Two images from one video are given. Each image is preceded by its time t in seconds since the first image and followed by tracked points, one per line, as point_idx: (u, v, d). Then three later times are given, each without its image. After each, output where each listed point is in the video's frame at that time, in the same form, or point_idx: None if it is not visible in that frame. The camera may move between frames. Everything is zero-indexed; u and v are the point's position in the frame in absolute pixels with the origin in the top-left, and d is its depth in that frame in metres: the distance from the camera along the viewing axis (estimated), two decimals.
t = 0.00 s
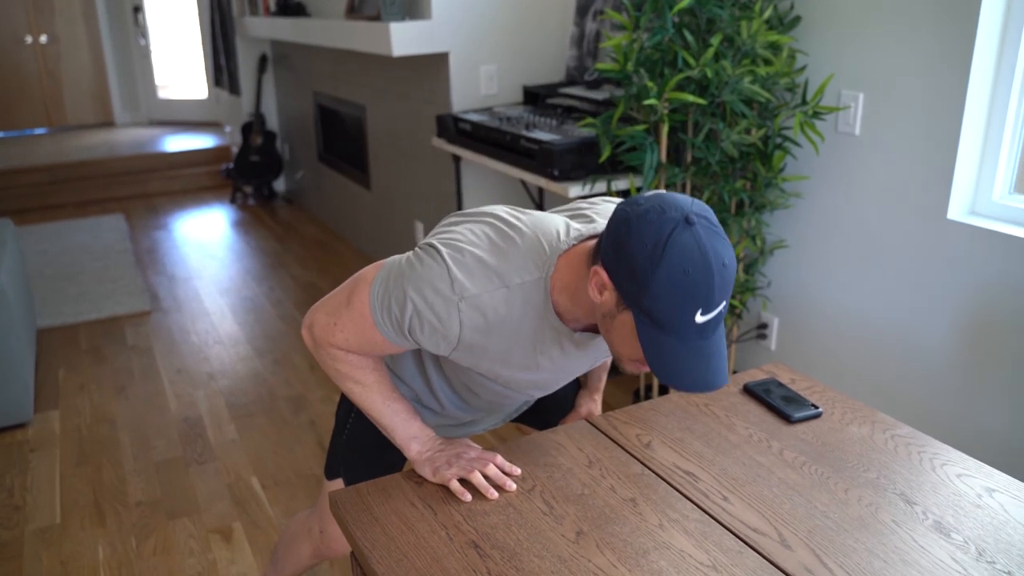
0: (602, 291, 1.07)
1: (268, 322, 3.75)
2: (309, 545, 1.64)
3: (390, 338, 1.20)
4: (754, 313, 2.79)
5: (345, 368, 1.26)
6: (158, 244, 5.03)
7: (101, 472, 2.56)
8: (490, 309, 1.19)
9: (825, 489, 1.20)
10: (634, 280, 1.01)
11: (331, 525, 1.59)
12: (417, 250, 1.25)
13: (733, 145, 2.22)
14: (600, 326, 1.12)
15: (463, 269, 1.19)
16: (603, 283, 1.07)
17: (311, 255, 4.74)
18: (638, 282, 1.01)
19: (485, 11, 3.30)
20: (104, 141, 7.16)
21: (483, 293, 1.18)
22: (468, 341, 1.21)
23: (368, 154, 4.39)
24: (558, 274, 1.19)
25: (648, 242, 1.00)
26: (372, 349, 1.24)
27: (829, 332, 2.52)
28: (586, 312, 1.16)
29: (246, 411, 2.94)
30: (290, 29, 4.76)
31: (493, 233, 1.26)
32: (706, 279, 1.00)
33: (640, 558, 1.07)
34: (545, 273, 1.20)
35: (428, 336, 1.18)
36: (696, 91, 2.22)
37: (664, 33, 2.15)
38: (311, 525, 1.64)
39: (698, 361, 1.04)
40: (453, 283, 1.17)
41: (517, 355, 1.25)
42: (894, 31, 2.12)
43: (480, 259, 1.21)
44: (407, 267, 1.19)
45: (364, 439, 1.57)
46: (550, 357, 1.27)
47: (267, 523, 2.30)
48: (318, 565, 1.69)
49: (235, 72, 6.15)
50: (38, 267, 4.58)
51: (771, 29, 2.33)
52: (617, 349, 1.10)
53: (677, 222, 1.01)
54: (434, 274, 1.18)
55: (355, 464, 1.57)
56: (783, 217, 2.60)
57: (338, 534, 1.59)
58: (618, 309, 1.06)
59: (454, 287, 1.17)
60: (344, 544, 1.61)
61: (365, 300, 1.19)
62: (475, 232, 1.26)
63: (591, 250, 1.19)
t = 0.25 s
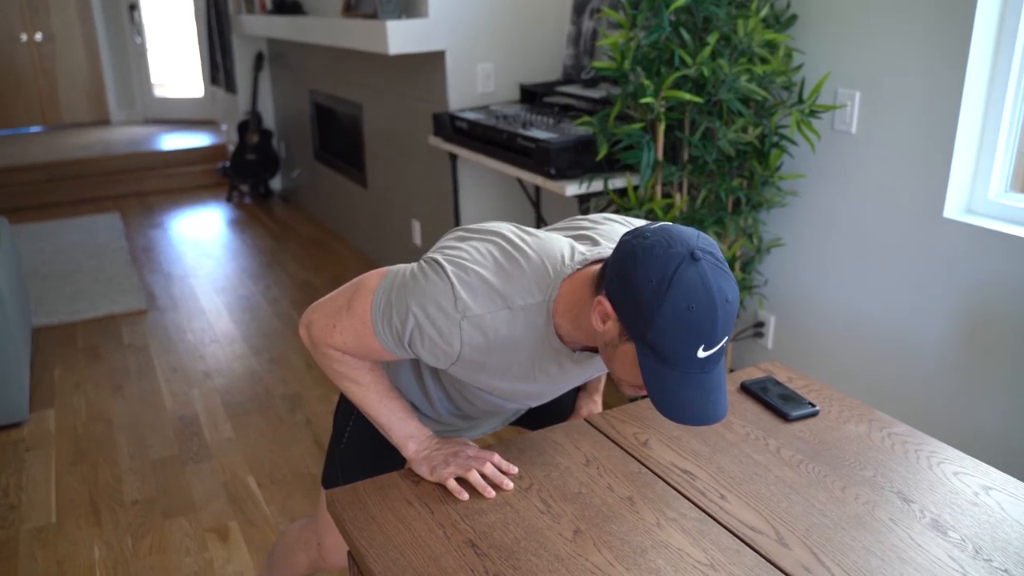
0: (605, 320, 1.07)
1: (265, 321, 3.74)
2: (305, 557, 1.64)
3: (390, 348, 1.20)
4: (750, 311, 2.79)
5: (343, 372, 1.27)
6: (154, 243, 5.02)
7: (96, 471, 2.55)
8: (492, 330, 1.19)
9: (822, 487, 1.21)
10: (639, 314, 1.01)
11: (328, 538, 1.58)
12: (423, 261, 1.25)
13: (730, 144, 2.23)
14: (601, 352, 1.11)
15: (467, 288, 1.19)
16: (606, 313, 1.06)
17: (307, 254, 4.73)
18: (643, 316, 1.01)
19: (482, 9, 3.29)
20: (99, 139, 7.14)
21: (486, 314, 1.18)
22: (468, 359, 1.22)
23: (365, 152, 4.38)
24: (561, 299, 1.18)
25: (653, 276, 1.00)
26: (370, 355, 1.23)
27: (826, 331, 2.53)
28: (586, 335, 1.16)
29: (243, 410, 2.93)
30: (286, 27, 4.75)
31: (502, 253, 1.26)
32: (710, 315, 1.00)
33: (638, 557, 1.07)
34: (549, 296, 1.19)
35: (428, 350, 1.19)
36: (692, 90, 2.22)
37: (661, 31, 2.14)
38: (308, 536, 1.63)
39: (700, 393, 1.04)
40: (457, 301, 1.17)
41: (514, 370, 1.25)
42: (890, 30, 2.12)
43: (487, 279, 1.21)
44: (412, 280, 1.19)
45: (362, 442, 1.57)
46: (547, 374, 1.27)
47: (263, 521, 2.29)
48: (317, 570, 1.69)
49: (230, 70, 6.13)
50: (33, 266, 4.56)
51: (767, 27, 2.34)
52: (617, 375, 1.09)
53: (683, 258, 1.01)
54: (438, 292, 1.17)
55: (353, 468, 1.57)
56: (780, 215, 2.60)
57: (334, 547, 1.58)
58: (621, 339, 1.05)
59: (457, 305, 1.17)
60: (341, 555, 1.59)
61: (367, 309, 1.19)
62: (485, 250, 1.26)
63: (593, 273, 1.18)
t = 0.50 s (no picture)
0: (603, 300, 1.06)
1: (262, 320, 3.73)
2: (302, 556, 1.63)
3: (387, 342, 1.20)
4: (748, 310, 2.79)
5: (341, 370, 1.26)
6: (151, 242, 5.01)
7: (93, 471, 2.55)
8: (488, 316, 1.18)
9: (821, 486, 1.20)
10: (636, 291, 1.01)
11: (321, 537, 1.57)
12: (416, 254, 1.24)
13: (727, 142, 2.22)
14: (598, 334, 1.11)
15: (461, 276, 1.18)
16: (604, 292, 1.06)
17: (304, 253, 4.73)
18: (640, 293, 1.00)
19: (479, 7, 3.29)
20: (96, 139, 7.12)
21: (481, 301, 1.18)
22: (465, 347, 1.21)
23: (362, 151, 4.38)
24: (557, 284, 1.18)
25: (650, 253, 1.00)
26: (368, 351, 1.23)
27: (823, 329, 2.53)
28: (582, 319, 1.15)
29: (241, 409, 2.93)
30: (283, 26, 4.74)
31: (494, 241, 1.26)
32: (706, 292, 1.00)
33: (637, 556, 1.07)
34: (544, 280, 1.19)
35: (425, 341, 1.18)
36: (690, 88, 2.22)
37: (658, 29, 2.14)
38: (304, 535, 1.63)
39: (696, 371, 1.04)
40: (452, 288, 1.17)
41: (511, 359, 1.25)
42: (888, 29, 2.12)
43: (480, 266, 1.21)
44: (406, 272, 1.19)
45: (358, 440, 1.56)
46: (545, 362, 1.26)
47: (261, 521, 2.29)
48: (313, 568, 1.69)
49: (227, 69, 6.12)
50: (29, 266, 4.55)
51: (765, 26, 2.34)
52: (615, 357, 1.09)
53: (680, 234, 1.01)
54: (433, 281, 1.17)
55: (349, 466, 1.56)
56: (778, 214, 2.59)
57: (329, 546, 1.57)
58: (619, 318, 1.05)
59: (453, 293, 1.17)
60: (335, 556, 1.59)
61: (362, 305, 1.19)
62: (476, 239, 1.26)
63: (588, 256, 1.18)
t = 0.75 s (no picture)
0: (596, 251, 1.10)
1: (260, 321, 3.73)
2: (302, 547, 1.63)
3: (387, 327, 1.19)
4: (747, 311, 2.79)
5: (341, 368, 1.25)
6: (149, 243, 5.00)
7: (92, 472, 2.54)
8: (485, 284, 1.20)
9: (820, 489, 1.20)
10: (629, 233, 1.05)
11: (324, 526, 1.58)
12: (404, 238, 1.25)
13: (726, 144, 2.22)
14: (596, 289, 1.14)
15: (453, 248, 1.20)
16: (597, 242, 1.10)
17: (302, 254, 4.72)
18: (633, 234, 1.04)
19: (478, 8, 3.29)
20: (95, 139, 7.12)
21: (476, 269, 1.19)
22: (464, 320, 1.22)
23: (360, 152, 4.37)
24: (549, 247, 1.21)
25: (640, 195, 1.04)
26: (369, 343, 1.23)
27: (820, 328, 2.53)
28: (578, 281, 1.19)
29: (239, 411, 2.92)
30: (281, 27, 4.74)
31: (479, 214, 1.28)
32: (697, 228, 1.03)
33: (635, 558, 1.07)
34: (535, 244, 1.22)
35: (426, 317, 1.18)
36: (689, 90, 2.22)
37: (656, 30, 2.14)
38: (304, 526, 1.63)
39: (694, 311, 1.07)
40: (447, 261, 1.18)
41: (511, 329, 1.26)
42: (886, 30, 2.12)
43: (470, 238, 1.22)
44: (398, 254, 1.20)
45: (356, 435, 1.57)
46: (543, 330, 1.28)
47: (259, 523, 2.29)
48: (311, 565, 1.69)
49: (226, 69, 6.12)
50: (28, 267, 4.54)
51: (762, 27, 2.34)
52: (616, 308, 1.12)
53: (667, 175, 1.05)
54: (427, 258, 1.18)
55: (348, 462, 1.56)
56: (776, 215, 2.59)
57: (330, 535, 1.58)
58: (614, 265, 1.09)
59: (447, 265, 1.18)
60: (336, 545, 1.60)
61: (359, 295, 1.19)
62: (461, 215, 1.28)
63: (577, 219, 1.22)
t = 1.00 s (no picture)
0: (586, 234, 1.10)
1: (259, 324, 3.73)
2: (300, 546, 1.63)
3: (381, 323, 1.19)
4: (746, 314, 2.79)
5: (337, 369, 1.25)
6: (148, 246, 5.00)
7: (90, 475, 2.54)
8: (477, 273, 1.20)
9: (820, 492, 1.20)
10: (618, 214, 1.05)
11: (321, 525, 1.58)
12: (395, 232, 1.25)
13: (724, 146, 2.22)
14: (585, 274, 1.14)
15: (444, 239, 1.20)
16: (587, 225, 1.10)
17: (301, 257, 4.72)
18: (621, 214, 1.05)
19: (477, 11, 3.29)
20: (94, 143, 7.12)
21: (468, 258, 1.20)
22: (458, 310, 1.22)
23: (359, 155, 4.37)
24: (540, 234, 1.21)
25: (629, 175, 1.04)
26: (366, 341, 1.22)
27: (819, 329, 2.53)
28: (568, 268, 1.18)
29: (238, 414, 2.92)
30: (280, 30, 4.74)
31: (467, 205, 1.28)
32: (686, 208, 1.04)
33: (634, 562, 1.06)
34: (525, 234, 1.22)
35: (420, 309, 1.18)
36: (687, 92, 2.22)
37: (655, 33, 2.14)
38: (301, 526, 1.63)
39: (683, 292, 1.08)
40: (438, 252, 1.18)
41: (504, 321, 1.26)
42: (885, 32, 2.12)
43: (461, 228, 1.23)
44: (389, 246, 1.20)
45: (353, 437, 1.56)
46: (536, 321, 1.29)
47: (257, 526, 2.28)
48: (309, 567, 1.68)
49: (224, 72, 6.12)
50: (26, 270, 4.54)
51: (761, 30, 2.34)
52: (605, 293, 1.12)
53: (656, 156, 1.05)
54: (418, 250, 1.18)
55: (345, 463, 1.56)
56: (774, 217, 2.59)
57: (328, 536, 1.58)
58: (604, 247, 1.09)
59: (439, 255, 1.18)
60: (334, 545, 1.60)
61: (352, 293, 1.18)
62: (451, 207, 1.29)
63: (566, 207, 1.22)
